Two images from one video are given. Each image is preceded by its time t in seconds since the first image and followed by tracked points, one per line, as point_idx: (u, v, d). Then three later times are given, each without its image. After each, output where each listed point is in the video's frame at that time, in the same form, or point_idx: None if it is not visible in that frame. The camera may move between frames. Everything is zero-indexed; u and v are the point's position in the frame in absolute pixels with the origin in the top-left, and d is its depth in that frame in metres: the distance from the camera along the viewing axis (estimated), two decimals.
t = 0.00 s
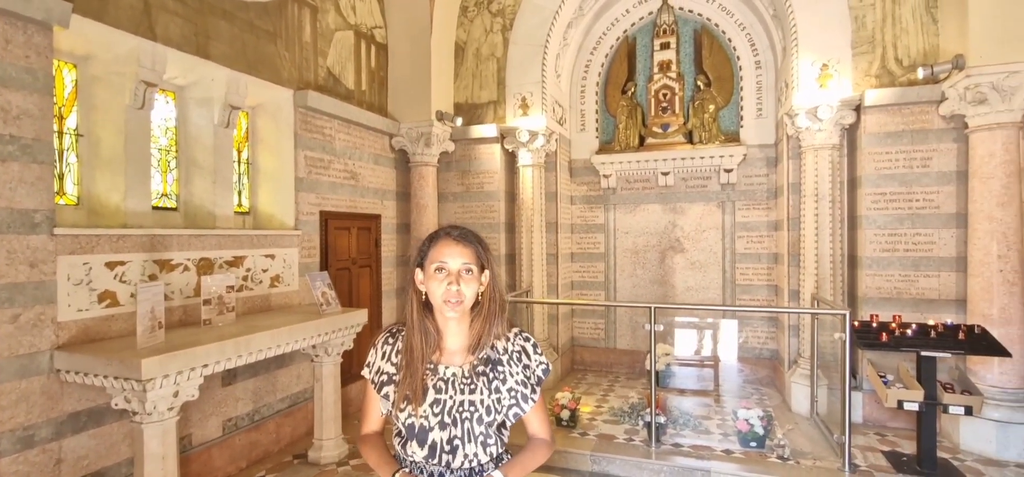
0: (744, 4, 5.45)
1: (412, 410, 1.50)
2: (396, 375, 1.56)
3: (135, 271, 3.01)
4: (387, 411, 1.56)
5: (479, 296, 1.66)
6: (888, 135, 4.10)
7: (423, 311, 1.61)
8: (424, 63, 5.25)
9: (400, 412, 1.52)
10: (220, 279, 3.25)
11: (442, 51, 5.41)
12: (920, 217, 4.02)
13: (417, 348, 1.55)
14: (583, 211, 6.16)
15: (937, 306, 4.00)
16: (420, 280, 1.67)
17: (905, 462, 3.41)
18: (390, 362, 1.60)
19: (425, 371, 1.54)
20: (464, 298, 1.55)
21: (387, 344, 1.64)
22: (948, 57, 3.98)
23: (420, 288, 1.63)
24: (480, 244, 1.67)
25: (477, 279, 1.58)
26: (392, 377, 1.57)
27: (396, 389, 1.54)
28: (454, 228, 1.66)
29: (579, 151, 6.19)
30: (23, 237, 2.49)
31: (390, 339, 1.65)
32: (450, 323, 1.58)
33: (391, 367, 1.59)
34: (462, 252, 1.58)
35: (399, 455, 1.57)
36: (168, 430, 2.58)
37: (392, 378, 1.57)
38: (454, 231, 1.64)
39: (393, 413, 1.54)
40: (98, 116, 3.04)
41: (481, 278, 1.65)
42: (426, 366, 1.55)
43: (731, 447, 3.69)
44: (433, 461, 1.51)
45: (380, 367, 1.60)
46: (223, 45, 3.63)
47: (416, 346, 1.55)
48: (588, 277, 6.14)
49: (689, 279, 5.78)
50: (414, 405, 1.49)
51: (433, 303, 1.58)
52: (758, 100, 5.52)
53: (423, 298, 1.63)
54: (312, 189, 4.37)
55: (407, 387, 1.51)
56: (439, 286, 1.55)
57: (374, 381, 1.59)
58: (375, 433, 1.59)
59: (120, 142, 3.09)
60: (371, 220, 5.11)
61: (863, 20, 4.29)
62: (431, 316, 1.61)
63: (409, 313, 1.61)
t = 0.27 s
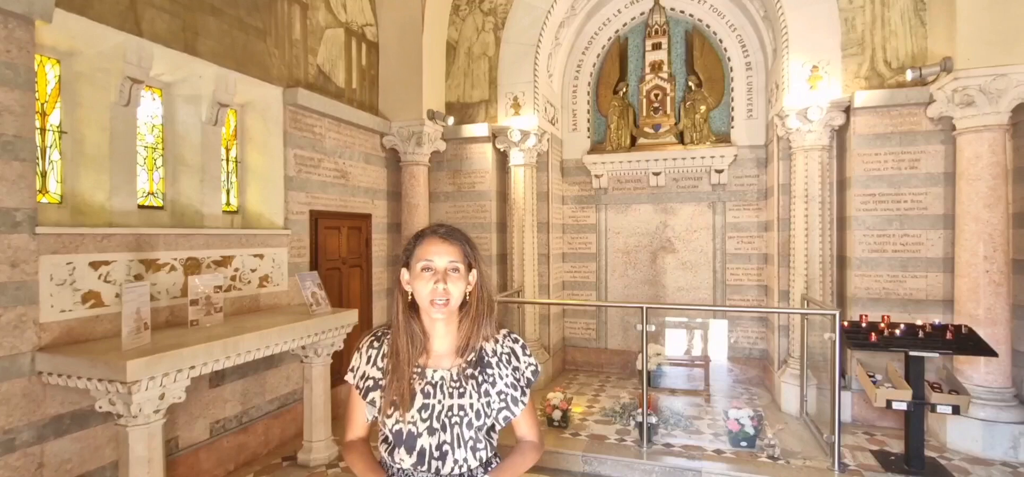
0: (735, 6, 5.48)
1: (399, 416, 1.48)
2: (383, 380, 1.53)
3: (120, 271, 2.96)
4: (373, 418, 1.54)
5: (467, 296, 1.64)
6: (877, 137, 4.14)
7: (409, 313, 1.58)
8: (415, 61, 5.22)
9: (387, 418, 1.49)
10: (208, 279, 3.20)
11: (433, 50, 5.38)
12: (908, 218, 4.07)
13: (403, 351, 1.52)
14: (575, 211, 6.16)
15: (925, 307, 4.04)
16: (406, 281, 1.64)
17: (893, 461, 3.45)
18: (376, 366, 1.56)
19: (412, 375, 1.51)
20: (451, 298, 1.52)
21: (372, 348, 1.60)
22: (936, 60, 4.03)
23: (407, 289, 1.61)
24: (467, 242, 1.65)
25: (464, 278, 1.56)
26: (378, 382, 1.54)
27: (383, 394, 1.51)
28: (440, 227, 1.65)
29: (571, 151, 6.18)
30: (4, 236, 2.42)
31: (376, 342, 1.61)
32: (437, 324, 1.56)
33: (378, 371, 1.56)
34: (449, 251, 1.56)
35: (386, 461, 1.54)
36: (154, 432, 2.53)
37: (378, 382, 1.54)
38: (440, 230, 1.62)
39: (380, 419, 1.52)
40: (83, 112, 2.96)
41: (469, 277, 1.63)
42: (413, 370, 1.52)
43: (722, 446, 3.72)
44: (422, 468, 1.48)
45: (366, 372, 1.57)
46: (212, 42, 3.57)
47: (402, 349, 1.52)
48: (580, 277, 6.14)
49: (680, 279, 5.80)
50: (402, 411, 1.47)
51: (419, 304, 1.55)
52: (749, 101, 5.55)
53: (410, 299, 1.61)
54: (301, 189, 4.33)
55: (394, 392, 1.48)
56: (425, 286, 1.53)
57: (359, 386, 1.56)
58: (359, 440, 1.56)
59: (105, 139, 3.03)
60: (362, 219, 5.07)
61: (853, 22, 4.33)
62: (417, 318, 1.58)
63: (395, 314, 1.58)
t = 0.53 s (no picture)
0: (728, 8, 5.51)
1: (388, 421, 1.43)
2: (369, 385, 1.48)
3: (108, 271, 2.91)
4: (358, 425, 1.48)
5: (454, 297, 1.62)
6: (868, 139, 4.17)
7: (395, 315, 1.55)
8: (409, 60, 5.19)
9: (374, 424, 1.45)
10: (198, 279, 3.16)
11: (427, 49, 5.35)
12: (898, 219, 4.11)
13: (390, 354, 1.48)
14: (568, 212, 6.16)
15: (915, 307, 4.08)
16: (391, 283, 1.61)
17: (883, 461, 3.48)
18: (361, 371, 1.51)
19: (399, 379, 1.47)
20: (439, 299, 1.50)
21: (356, 352, 1.55)
22: (926, 63, 4.07)
23: (392, 291, 1.57)
24: (454, 242, 1.63)
25: (451, 278, 1.54)
26: (364, 387, 1.48)
27: (369, 400, 1.46)
28: (426, 227, 1.62)
29: (564, 152, 6.18)
30: None
31: (360, 347, 1.56)
32: (425, 326, 1.53)
33: (363, 376, 1.50)
34: (436, 251, 1.54)
35: (370, 469, 1.47)
36: (142, 435, 2.49)
37: (364, 388, 1.48)
38: (427, 229, 1.60)
39: (367, 426, 1.47)
40: (69, 109, 2.91)
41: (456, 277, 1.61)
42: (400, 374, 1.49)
43: (715, 447, 3.75)
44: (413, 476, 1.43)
45: (350, 378, 1.51)
46: (202, 39, 3.53)
47: (389, 352, 1.48)
48: (573, 278, 6.14)
49: (673, 280, 5.82)
50: (391, 416, 1.43)
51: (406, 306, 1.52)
52: (742, 102, 5.57)
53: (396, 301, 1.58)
54: (293, 188, 4.29)
55: (381, 397, 1.43)
56: (412, 287, 1.50)
57: (344, 393, 1.50)
58: (341, 450, 1.49)
59: (93, 137, 2.98)
60: (354, 219, 5.04)
61: (845, 25, 4.36)
62: (404, 320, 1.55)
63: (381, 317, 1.54)
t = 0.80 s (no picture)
0: (720, 9, 5.54)
1: (371, 427, 1.38)
2: (349, 391, 1.42)
3: (95, 271, 2.86)
4: (337, 432, 1.41)
5: (437, 297, 1.61)
6: (858, 140, 4.21)
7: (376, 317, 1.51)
8: (401, 59, 5.16)
9: (356, 431, 1.39)
10: (187, 279, 3.12)
11: (420, 48, 5.33)
12: (888, 219, 4.15)
13: (371, 358, 1.44)
14: (560, 211, 6.16)
15: (903, 306, 4.13)
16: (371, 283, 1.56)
17: (873, 459, 3.51)
18: (341, 376, 1.45)
19: (382, 383, 1.43)
20: (422, 300, 1.46)
21: (335, 356, 1.49)
22: (915, 65, 4.12)
23: (373, 292, 1.53)
24: (436, 241, 1.60)
25: (435, 279, 1.50)
26: (344, 393, 1.42)
27: (350, 406, 1.40)
28: (408, 225, 1.58)
29: (557, 151, 6.19)
30: None
31: (338, 350, 1.50)
32: (407, 328, 1.51)
33: (342, 381, 1.44)
34: (419, 251, 1.50)
35: None
36: (130, 437, 2.46)
37: (343, 393, 1.42)
38: (409, 228, 1.55)
39: (347, 434, 1.40)
40: (55, 105, 2.85)
41: (439, 277, 1.59)
42: (382, 378, 1.44)
43: (706, 445, 3.74)
44: None
45: (328, 383, 1.45)
46: (192, 36, 3.49)
47: (370, 356, 1.44)
48: (565, 278, 6.15)
49: (665, 280, 5.84)
50: (375, 422, 1.38)
51: (388, 308, 1.48)
52: (733, 103, 5.61)
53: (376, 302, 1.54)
54: (284, 187, 4.26)
55: (364, 402, 1.38)
56: (395, 288, 1.46)
57: (322, 399, 1.43)
58: (317, 460, 1.43)
59: (79, 135, 2.93)
60: (346, 218, 5.01)
61: (835, 27, 4.40)
62: (385, 322, 1.52)
63: (361, 319, 1.50)
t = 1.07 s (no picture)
0: (711, 11, 5.58)
1: (346, 436, 1.33)
2: (322, 398, 1.37)
3: (82, 270, 2.82)
4: (310, 442, 1.36)
5: (415, 297, 1.56)
6: (847, 142, 4.25)
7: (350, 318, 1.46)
8: (394, 57, 5.14)
9: (330, 441, 1.33)
10: (175, 278, 3.09)
11: (412, 47, 5.32)
12: (876, 221, 4.20)
13: (345, 361, 1.38)
14: (553, 211, 6.17)
15: (891, 307, 4.18)
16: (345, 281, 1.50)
17: (861, 457, 3.55)
18: (313, 382, 1.39)
19: (357, 388, 1.38)
20: (400, 300, 1.41)
21: (306, 362, 1.43)
22: (903, 68, 4.18)
23: (347, 291, 1.48)
24: (414, 237, 1.55)
25: (413, 277, 1.45)
26: (317, 401, 1.37)
27: (323, 415, 1.35)
28: (385, 221, 1.52)
29: (549, 152, 6.19)
30: None
31: (310, 355, 1.44)
32: (383, 329, 1.46)
33: (315, 388, 1.38)
34: (396, 248, 1.45)
35: None
36: (116, 439, 2.43)
37: (316, 401, 1.37)
38: (386, 224, 1.50)
39: (321, 444, 1.35)
40: (42, 103, 2.81)
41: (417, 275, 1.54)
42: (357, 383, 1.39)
43: (697, 445, 3.76)
44: None
45: (300, 391, 1.39)
46: (181, 33, 3.46)
47: (343, 359, 1.38)
48: (557, 278, 6.16)
49: (656, 280, 5.86)
50: (350, 431, 1.33)
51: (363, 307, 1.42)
52: (724, 104, 5.64)
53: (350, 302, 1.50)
54: (275, 186, 4.23)
55: (337, 409, 1.33)
56: (370, 287, 1.40)
57: (293, 408, 1.37)
58: (286, 470, 1.37)
59: (66, 132, 2.89)
60: (337, 218, 4.98)
61: (825, 29, 4.45)
62: (360, 323, 1.47)
63: (334, 320, 1.45)
